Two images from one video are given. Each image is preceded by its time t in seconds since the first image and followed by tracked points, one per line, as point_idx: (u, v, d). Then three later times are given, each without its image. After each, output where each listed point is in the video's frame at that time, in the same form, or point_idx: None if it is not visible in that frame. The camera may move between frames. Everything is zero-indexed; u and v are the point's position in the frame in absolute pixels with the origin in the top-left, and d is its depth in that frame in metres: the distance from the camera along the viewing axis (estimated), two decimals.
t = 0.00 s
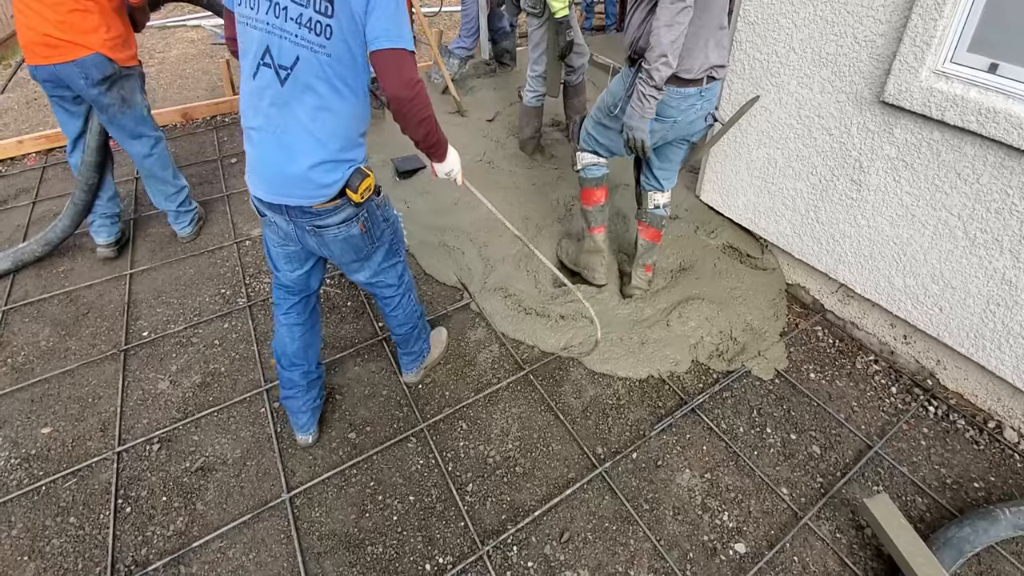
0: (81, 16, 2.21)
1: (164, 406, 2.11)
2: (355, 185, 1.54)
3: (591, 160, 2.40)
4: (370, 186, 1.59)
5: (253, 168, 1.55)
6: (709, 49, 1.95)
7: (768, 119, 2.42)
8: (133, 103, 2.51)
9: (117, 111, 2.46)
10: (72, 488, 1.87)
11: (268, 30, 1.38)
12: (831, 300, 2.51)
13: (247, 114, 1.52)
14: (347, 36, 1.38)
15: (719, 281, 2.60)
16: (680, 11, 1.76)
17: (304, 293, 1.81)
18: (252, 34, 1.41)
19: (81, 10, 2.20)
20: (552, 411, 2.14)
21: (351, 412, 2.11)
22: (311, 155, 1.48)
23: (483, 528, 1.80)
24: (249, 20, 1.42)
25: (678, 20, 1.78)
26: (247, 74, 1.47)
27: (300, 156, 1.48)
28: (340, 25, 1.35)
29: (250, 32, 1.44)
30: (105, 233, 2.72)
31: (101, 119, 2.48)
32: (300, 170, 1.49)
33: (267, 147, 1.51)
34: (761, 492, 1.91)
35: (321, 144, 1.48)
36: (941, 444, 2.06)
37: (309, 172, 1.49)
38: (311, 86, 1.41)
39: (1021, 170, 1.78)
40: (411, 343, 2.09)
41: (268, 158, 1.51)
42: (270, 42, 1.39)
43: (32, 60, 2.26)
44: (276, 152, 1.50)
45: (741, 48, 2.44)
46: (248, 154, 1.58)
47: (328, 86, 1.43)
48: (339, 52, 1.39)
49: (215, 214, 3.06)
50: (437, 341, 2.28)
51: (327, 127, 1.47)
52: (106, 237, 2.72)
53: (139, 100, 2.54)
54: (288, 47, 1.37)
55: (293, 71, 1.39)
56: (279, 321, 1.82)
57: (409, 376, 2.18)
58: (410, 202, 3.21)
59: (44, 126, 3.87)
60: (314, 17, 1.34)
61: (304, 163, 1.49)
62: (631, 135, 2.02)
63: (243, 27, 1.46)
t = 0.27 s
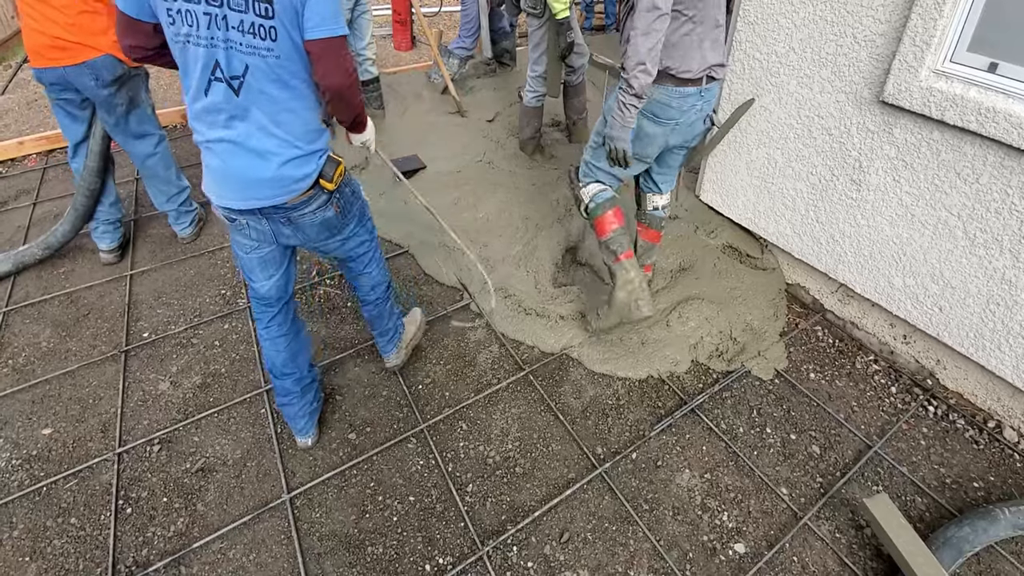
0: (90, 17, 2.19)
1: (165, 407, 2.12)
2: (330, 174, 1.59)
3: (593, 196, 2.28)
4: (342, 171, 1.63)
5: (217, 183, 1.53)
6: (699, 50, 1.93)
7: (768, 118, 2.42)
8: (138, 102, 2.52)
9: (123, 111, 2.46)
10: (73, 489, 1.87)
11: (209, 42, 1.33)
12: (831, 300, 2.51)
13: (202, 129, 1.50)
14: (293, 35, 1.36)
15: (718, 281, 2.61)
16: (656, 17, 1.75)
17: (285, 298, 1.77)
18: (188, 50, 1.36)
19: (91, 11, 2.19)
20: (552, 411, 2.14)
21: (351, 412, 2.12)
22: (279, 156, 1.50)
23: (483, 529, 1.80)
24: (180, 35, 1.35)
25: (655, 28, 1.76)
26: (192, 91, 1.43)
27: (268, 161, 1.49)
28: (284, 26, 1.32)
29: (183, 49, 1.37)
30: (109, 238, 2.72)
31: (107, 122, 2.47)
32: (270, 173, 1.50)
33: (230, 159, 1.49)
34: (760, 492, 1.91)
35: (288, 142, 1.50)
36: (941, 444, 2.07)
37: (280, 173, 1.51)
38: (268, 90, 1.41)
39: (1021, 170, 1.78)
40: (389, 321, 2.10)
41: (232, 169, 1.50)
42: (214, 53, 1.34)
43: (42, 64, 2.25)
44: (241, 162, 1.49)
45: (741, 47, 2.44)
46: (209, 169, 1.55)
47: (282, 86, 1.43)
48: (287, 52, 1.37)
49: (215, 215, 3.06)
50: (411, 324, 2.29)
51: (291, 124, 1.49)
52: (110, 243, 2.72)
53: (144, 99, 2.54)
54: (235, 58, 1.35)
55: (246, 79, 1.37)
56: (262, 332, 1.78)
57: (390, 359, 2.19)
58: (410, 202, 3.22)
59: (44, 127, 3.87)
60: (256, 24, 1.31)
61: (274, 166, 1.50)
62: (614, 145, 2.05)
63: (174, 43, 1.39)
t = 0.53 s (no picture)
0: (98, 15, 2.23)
1: (167, 406, 2.12)
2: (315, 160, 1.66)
3: (612, 265, 2.03)
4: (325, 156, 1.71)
5: (201, 181, 1.52)
6: (677, 74, 1.76)
7: (769, 118, 2.42)
8: (144, 101, 2.54)
9: (128, 110, 2.47)
10: (77, 488, 1.88)
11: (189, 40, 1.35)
12: (832, 299, 2.51)
13: (180, 127, 1.50)
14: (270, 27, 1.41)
15: (720, 280, 2.61)
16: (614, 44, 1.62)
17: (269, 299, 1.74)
18: (165, 48, 1.36)
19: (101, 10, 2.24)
20: (553, 411, 2.15)
21: (352, 412, 2.12)
22: (266, 143, 1.53)
23: (485, 528, 1.80)
24: (155, 36, 1.36)
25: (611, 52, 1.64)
26: (170, 89, 1.43)
27: (256, 149, 1.52)
28: (262, 18, 1.37)
29: (158, 49, 1.37)
30: (111, 241, 2.72)
31: (111, 123, 2.46)
32: (259, 160, 1.53)
33: (214, 154, 1.49)
34: (762, 491, 1.91)
35: (274, 133, 1.55)
36: (942, 442, 2.07)
37: (269, 159, 1.54)
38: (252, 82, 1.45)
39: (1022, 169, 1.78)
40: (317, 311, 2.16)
41: (216, 163, 1.50)
42: (195, 51, 1.36)
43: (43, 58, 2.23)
44: (227, 154, 1.50)
45: (742, 47, 2.44)
46: (189, 168, 1.54)
47: (263, 75, 1.47)
48: (266, 42, 1.42)
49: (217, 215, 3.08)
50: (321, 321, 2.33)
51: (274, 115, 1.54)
52: (112, 245, 2.73)
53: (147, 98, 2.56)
54: (217, 50, 1.38)
55: (229, 73, 1.41)
56: (258, 337, 1.74)
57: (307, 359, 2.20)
58: (411, 202, 3.22)
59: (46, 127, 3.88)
60: (237, 15, 1.35)
61: (263, 153, 1.53)
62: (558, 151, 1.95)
63: (146, 43, 1.39)
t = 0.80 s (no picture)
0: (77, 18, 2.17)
1: (169, 406, 2.13)
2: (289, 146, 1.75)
3: (602, 296, 1.89)
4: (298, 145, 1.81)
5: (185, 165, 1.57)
6: (662, 101, 1.55)
7: (769, 117, 2.42)
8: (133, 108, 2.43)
9: (118, 116, 2.39)
10: (78, 489, 1.88)
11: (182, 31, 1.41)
12: (833, 299, 2.51)
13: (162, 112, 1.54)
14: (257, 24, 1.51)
15: (721, 280, 2.61)
16: (583, 74, 1.44)
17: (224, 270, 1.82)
18: (153, 35, 1.41)
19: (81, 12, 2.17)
20: (553, 411, 2.15)
21: (353, 412, 2.12)
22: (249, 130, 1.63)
23: (486, 528, 1.80)
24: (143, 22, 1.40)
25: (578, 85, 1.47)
26: (155, 75, 1.48)
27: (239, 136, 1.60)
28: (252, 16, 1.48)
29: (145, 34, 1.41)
30: (112, 242, 2.73)
31: (103, 126, 2.42)
32: (244, 146, 1.62)
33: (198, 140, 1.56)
34: (762, 491, 1.91)
35: (252, 121, 1.63)
36: (943, 442, 2.06)
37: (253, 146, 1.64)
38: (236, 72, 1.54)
39: None
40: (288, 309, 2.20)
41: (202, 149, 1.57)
42: (188, 41, 1.43)
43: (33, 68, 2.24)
44: (214, 139, 1.56)
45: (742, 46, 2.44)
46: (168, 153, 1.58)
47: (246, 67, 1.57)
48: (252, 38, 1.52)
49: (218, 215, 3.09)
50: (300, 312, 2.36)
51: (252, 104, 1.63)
52: (113, 246, 2.73)
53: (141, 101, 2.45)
54: (207, 42, 1.45)
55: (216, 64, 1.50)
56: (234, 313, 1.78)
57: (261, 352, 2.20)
58: (412, 202, 3.23)
59: (47, 128, 3.89)
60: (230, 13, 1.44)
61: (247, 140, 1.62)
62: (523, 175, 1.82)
63: (134, 26, 1.42)
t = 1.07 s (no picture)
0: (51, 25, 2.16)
1: (169, 408, 2.13)
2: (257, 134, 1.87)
3: (601, 308, 1.87)
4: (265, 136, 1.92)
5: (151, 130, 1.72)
6: (651, 111, 1.50)
7: (770, 118, 2.42)
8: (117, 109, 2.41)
9: (102, 118, 2.41)
10: (78, 490, 1.88)
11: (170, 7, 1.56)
12: (833, 299, 2.50)
13: (135, 80, 1.67)
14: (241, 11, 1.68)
15: (721, 281, 2.60)
16: (564, 73, 1.42)
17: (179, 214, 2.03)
18: (141, 5, 1.54)
19: (52, 17, 2.14)
20: (553, 412, 2.15)
21: (353, 413, 2.12)
22: (216, 115, 1.75)
23: (486, 529, 1.80)
24: None
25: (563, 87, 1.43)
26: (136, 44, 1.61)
27: (205, 117, 1.74)
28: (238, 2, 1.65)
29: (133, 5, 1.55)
30: (111, 244, 2.72)
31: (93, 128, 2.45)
32: (206, 129, 1.74)
33: (168, 109, 1.70)
34: (763, 492, 1.91)
35: (224, 102, 1.76)
36: (944, 443, 2.06)
37: (215, 130, 1.76)
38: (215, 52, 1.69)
39: None
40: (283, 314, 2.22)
41: (171, 118, 1.71)
42: (173, 17, 1.57)
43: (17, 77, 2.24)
44: (184, 110, 1.71)
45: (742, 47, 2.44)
46: (140, 119, 1.72)
47: (228, 53, 1.73)
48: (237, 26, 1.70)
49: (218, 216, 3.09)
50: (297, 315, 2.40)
51: (226, 85, 1.76)
52: (113, 248, 2.72)
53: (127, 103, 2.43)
54: (192, 20, 1.60)
55: (198, 42, 1.64)
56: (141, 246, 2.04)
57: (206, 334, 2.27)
58: (412, 202, 3.23)
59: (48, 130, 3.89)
60: None
61: (212, 124, 1.74)
62: (521, 220, 1.73)
63: None
